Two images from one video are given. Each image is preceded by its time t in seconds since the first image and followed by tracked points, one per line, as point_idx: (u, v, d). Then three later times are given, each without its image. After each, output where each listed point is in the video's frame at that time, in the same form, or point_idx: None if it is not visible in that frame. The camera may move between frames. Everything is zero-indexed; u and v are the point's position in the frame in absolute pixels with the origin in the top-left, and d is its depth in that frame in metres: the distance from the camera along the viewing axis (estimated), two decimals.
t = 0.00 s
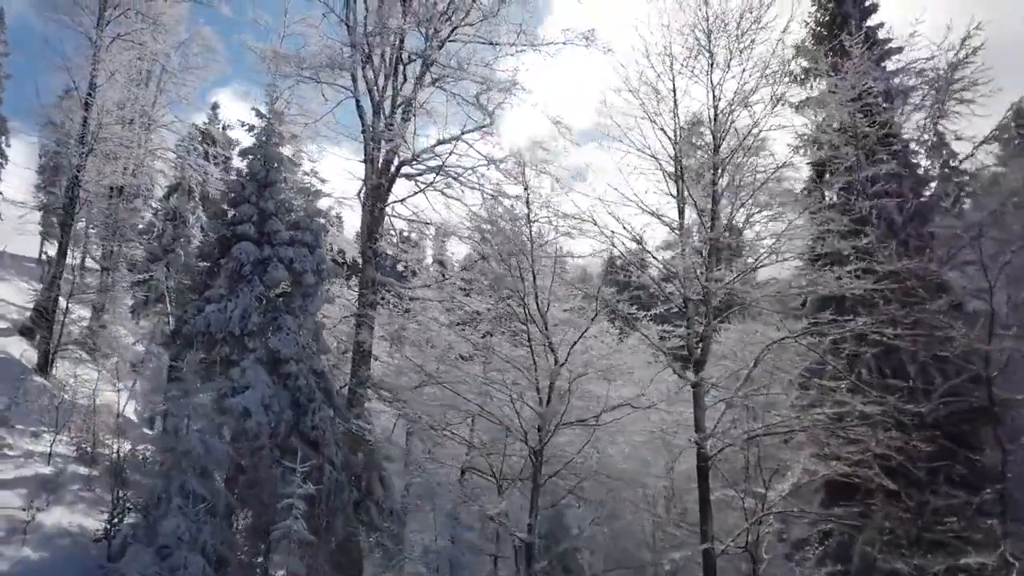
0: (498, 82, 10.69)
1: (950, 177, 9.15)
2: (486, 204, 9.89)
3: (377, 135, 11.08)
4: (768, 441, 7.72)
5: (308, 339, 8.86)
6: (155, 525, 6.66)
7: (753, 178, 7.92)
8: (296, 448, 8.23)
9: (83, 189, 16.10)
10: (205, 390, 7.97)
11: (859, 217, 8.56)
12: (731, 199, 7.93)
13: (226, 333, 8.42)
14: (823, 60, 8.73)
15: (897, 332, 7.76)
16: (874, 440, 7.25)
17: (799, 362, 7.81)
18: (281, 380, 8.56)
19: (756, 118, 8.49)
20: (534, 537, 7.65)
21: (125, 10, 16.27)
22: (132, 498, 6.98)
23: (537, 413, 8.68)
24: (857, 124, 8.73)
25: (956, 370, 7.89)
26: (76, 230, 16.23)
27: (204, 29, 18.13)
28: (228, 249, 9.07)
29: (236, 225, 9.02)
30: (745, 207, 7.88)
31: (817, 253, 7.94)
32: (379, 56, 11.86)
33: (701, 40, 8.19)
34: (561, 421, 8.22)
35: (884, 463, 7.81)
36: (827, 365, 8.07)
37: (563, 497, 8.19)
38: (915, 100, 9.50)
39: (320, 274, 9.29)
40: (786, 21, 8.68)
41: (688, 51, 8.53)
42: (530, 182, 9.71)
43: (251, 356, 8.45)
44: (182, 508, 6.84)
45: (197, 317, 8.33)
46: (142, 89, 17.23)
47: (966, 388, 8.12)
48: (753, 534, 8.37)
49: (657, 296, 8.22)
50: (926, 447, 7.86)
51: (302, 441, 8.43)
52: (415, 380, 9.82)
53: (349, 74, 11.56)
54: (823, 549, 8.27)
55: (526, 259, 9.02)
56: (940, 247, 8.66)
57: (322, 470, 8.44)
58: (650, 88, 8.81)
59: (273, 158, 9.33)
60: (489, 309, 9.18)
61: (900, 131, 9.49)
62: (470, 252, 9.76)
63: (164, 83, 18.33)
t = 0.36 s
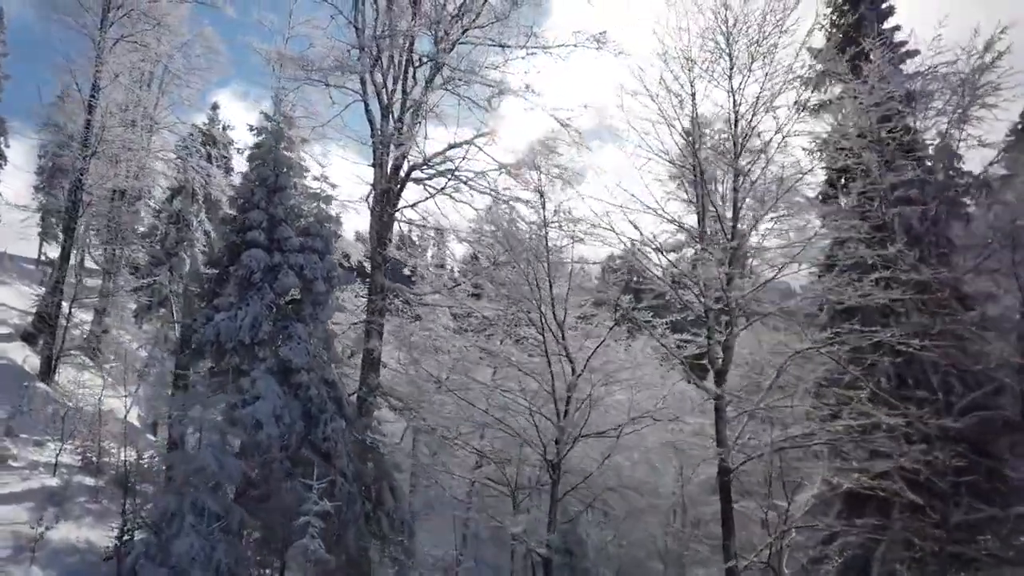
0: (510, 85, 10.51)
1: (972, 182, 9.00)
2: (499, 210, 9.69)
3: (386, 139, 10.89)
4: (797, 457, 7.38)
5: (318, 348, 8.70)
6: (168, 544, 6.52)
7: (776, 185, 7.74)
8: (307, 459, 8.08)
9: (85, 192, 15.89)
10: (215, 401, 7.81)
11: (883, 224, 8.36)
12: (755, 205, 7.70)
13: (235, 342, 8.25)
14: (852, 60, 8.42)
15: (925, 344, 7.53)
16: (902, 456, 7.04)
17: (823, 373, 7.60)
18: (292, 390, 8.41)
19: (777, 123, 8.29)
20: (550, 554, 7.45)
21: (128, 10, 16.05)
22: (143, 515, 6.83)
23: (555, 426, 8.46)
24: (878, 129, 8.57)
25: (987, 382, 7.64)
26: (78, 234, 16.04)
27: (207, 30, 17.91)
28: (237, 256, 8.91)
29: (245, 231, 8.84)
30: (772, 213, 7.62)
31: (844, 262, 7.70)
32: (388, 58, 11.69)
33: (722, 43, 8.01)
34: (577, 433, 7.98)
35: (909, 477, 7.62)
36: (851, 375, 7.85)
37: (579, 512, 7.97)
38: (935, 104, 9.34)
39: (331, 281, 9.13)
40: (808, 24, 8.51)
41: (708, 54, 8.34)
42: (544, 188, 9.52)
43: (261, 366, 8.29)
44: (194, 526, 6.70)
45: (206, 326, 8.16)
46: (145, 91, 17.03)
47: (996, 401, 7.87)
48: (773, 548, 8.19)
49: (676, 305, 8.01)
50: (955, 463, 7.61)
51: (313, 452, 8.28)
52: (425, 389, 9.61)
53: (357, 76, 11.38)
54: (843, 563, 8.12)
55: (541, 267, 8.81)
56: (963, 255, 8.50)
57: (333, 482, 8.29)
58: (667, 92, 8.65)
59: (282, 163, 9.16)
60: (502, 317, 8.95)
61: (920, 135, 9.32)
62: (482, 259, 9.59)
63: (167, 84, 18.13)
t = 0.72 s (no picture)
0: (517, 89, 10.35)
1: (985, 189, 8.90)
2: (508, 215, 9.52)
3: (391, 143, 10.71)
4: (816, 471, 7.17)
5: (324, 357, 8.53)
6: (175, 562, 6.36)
7: (794, 191, 7.59)
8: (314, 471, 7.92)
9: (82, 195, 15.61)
10: (220, 413, 7.64)
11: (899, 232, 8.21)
12: (773, 212, 7.54)
13: (240, 352, 8.07)
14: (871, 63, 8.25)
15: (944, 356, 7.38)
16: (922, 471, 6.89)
17: (841, 385, 7.44)
18: (297, 400, 8.24)
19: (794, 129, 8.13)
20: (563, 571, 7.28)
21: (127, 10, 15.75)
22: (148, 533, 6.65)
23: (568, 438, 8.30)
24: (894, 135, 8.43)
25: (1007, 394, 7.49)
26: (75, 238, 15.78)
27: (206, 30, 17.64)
28: (241, 262, 8.72)
29: (249, 238, 8.64)
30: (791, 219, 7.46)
31: (861, 270, 7.56)
32: (392, 60, 11.50)
33: (739, 47, 7.86)
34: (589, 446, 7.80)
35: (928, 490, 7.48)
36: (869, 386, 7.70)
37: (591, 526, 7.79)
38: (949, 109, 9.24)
39: (336, 289, 8.97)
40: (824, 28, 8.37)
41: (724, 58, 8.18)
42: (553, 194, 9.35)
43: (267, 376, 8.12)
44: (202, 543, 6.53)
45: (211, 336, 7.97)
46: (143, 92, 16.78)
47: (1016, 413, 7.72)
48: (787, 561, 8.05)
49: (691, 315, 7.84)
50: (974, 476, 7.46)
51: (319, 464, 8.11)
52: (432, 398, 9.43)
53: (361, 79, 11.19)
54: None
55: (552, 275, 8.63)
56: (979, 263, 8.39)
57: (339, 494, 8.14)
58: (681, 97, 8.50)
59: (287, 168, 8.96)
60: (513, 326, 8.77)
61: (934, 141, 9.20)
62: (490, 266, 9.43)
63: (165, 85, 17.88)
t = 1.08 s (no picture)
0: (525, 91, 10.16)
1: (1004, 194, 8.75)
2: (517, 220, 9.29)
3: (397, 146, 10.53)
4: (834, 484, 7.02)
5: (330, 365, 8.35)
6: None
7: (811, 199, 7.47)
8: (320, 482, 7.75)
9: (79, 197, 15.33)
10: (225, 424, 7.43)
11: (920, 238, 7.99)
12: (791, 220, 7.40)
13: (245, 361, 7.87)
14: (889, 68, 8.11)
15: (963, 364, 7.22)
16: (946, 485, 6.71)
17: (858, 394, 7.29)
18: (303, 409, 8.06)
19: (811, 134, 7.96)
20: None
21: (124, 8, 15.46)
22: (154, 549, 6.45)
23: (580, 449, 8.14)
24: (910, 140, 8.31)
25: None
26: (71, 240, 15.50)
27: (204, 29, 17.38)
28: (245, 268, 8.53)
29: (254, 244, 8.44)
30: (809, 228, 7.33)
31: (878, 280, 7.44)
32: (397, 61, 11.30)
33: (756, 51, 7.72)
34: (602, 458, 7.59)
35: (949, 505, 7.30)
36: (887, 397, 7.53)
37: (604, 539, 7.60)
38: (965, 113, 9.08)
39: (342, 295, 8.77)
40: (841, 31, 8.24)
41: (740, 63, 8.03)
42: (564, 199, 9.16)
43: (272, 385, 7.92)
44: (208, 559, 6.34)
45: (215, 344, 7.78)
46: (141, 92, 16.53)
47: None
48: None
49: (708, 322, 7.66)
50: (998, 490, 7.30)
51: (326, 474, 7.92)
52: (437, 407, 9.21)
53: (366, 81, 11.00)
54: None
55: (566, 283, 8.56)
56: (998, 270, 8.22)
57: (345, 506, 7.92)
58: (695, 101, 8.35)
59: (292, 172, 8.78)
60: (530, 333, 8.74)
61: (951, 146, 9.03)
62: (498, 271, 9.22)
63: (163, 85, 17.60)
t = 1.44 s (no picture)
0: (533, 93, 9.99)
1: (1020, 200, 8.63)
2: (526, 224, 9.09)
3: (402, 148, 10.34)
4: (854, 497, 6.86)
5: (335, 372, 8.17)
6: None
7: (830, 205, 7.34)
8: (326, 493, 7.57)
9: (75, 198, 15.05)
10: (229, 435, 7.24)
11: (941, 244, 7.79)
12: (809, 226, 7.25)
13: (249, 369, 7.68)
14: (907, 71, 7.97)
15: (986, 375, 7.04)
16: (967, 499, 6.58)
17: (877, 404, 7.15)
18: (308, 418, 7.88)
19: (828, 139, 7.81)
20: None
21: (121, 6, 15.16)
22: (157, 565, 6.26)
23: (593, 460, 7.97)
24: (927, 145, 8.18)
25: None
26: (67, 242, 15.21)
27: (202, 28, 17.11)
28: (248, 274, 8.32)
29: (258, 248, 8.24)
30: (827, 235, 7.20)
31: (899, 287, 7.25)
32: (402, 61, 11.10)
33: (772, 54, 7.58)
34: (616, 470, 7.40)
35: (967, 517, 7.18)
36: (905, 407, 7.38)
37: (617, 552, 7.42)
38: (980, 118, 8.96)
39: (347, 301, 8.59)
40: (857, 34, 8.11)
41: (756, 66, 7.87)
42: (574, 203, 8.99)
43: (277, 394, 7.73)
44: None
45: (219, 352, 7.58)
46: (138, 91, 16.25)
47: None
48: None
49: (724, 331, 7.51)
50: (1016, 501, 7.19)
51: (332, 485, 7.74)
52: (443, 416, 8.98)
53: (370, 82, 10.80)
54: None
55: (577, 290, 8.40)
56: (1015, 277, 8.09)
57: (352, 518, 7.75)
58: (710, 104, 8.20)
59: (296, 175, 8.58)
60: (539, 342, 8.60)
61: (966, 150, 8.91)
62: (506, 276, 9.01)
63: (160, 84, 17.33)
